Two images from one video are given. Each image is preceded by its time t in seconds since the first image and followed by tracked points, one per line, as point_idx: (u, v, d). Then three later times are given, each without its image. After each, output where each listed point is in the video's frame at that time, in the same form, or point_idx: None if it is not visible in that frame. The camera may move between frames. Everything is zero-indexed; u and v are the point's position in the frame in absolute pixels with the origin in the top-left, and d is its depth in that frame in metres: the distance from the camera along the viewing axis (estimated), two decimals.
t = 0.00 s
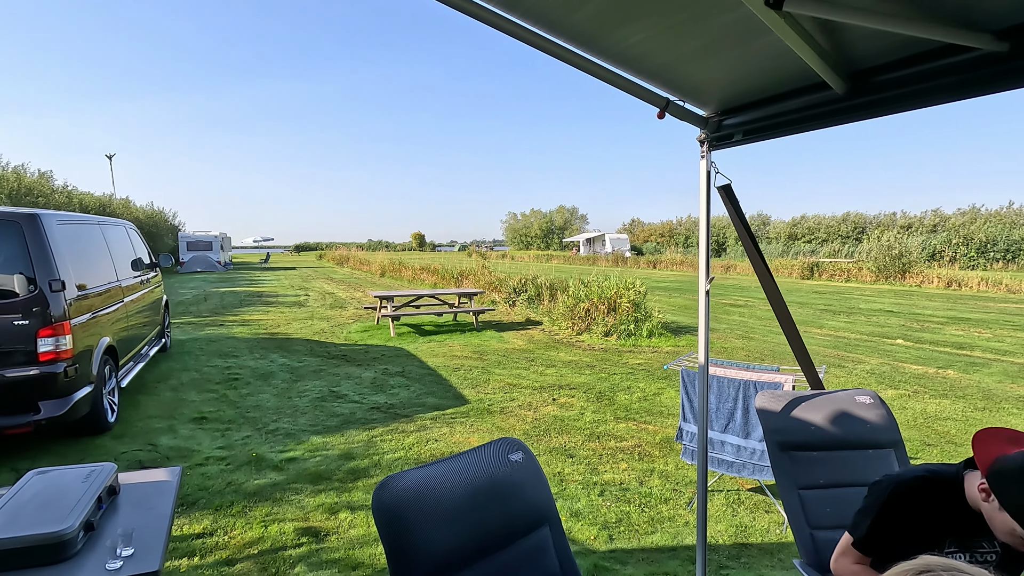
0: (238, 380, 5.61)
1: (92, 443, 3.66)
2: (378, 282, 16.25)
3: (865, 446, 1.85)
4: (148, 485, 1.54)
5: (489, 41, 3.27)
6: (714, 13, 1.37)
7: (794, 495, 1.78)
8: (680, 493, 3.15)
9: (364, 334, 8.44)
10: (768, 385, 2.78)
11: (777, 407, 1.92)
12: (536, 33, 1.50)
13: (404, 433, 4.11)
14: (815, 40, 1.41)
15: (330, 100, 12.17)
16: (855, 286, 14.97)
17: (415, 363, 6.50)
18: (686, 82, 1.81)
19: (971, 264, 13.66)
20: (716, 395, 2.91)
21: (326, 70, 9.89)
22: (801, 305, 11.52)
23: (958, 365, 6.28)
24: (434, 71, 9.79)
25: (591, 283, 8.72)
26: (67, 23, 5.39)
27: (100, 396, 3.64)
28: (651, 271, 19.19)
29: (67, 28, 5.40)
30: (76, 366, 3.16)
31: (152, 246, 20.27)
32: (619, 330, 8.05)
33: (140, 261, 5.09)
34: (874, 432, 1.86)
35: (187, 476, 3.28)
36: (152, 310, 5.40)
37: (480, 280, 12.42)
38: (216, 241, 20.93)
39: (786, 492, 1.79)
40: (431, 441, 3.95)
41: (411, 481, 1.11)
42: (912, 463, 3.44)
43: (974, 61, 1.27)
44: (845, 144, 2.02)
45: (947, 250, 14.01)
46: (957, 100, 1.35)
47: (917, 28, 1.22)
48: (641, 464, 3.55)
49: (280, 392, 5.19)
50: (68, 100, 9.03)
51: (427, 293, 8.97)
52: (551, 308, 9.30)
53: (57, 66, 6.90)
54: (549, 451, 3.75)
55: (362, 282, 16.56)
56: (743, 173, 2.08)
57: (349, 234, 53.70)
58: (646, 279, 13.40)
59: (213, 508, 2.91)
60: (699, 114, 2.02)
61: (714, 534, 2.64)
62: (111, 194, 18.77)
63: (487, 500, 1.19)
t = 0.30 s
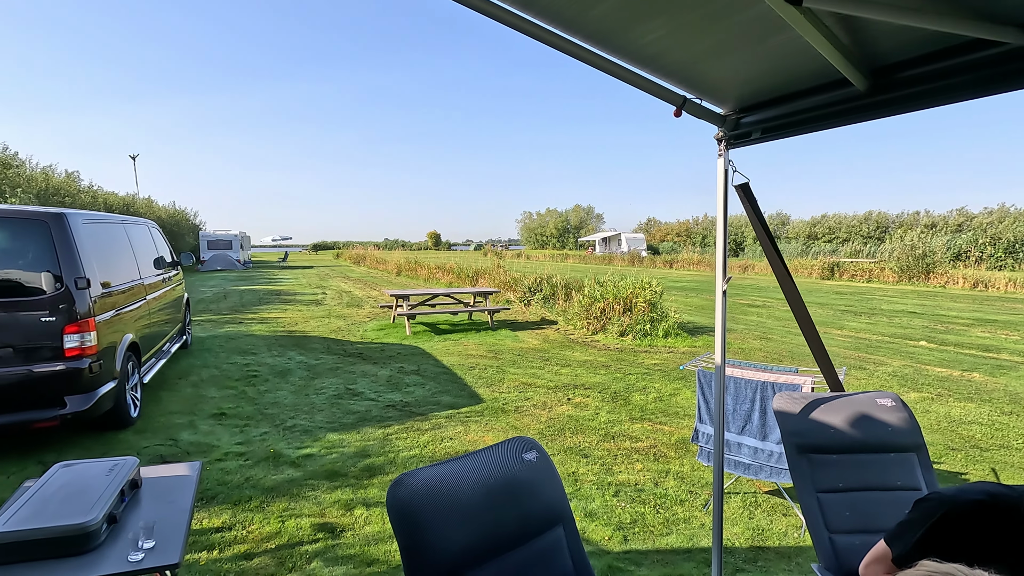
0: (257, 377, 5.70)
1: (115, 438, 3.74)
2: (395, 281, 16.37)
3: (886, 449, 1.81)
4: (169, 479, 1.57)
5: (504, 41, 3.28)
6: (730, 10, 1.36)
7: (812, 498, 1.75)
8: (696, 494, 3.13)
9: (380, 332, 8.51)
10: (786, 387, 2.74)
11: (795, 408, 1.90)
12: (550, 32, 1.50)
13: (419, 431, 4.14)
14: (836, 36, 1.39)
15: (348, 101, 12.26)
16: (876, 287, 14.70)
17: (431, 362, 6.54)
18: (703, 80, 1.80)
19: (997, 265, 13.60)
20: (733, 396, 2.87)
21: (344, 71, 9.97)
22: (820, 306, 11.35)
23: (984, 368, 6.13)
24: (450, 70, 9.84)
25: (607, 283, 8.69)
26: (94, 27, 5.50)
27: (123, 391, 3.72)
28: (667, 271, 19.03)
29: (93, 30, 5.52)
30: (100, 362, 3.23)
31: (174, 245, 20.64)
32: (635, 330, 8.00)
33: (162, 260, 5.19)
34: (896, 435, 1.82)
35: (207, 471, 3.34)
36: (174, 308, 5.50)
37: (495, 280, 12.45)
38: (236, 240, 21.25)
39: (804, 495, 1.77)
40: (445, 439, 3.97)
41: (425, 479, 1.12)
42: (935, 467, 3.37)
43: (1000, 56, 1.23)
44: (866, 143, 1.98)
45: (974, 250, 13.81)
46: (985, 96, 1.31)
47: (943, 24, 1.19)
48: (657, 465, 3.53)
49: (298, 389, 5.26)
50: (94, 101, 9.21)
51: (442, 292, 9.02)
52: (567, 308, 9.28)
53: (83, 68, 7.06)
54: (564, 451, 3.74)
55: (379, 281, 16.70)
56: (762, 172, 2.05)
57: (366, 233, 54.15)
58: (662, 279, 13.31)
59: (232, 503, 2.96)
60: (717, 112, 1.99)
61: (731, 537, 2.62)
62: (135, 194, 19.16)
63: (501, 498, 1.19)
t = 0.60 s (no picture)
0: (263, 375, 5.73)
1: (123, 435, 3.77)
2: (400, 280, 16.41)
3: (892, 450, 1.80)
4: (176, 477, 1.58)
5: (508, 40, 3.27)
6: (734, 9, 1.35)
7: (817, 499, 1.74)
8: (700, 495, 3.12)
9: (385, 331, 8.53)
10: (791, 387, 2.73)
11: (800, 409, 1.89)
12: (554, 31, 1.50)
13: (424, 430, 4.15)
14: (842, 34, 1.38)
15: (354, 100, 12.29)
16: (884, 287, 14.61)
17: (436, 361, 6.55)
18: (708, 79, 1.79)
19: (1007, 265, 13.58)
20: (738, 396, 2.86)
21: (349, 71, 10.00)
22: (827, 306, 11.30)
23: (992, 369, 6.08)
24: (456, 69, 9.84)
25: (612, 283, 8.68)
26: (102, 26, 5.54)
27: (131, 389, 3.75)
28: (673, 271, 18.96)
29: (102, 30, 5.56)
30: (108, 360, 3.26)
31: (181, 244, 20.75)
32: (640, 329, 7.99)
33: (169, 259, 5.22)
34: (903, 436, 1.81)
35: (213, 469, 3.36)
36: (181, 306, 5.54)
37: (500, 279, 12.45)
38: (242, 239, 21.34)
39: (809, 495, 1.76)
40: (450, 438, 3.97)
41: (429, 478, 1.12)
42: (943, 469, 3.34)
43: (1009, 54, 1.22)
44: (872, 142, 1.97)
45: (983, 250, 13.78)
46: (995, 94, 1.29)
47: (950, 23, 1.17)
48: (661, 465, 3.52)
49: (303, 388, 5.27)
50: (102, 101, 9.29)
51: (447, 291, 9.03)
52: (571, 308, 9.26)
53: (92, 68, 7.10)
54: (568, 451, 3.74)
55: (384, 280, 16.74)
56: (766, 170, 2.04)
57: (371, 233, 54.27)
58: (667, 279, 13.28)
59: (238, 500, 2.98)
60: (722, 111, 1.98)
61: (735, 538, 2.61)
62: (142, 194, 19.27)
63: (506, 498, 1.19)
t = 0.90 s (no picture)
0: (255, 375, 5.70)
1: (113, 436, 3.74)
2: (394, 280, 16.37)
3: (882, 448, 1.81)
4: (167, 478, 1.57)
5: (502, 40, 3.27)
6: (728, 8, 1.35)
7: (809, 497, 1.75)
8: (693, 494, 3.13)
9: (379, 331, 8.51)
10: (784, 386, 2.74)
11: (792, 408, 1.90)
12: (547, 30, 1.50)
13: (417, 430, 4.14)
14: (834, 35, 1.38)
15: (350, 100, 12.27)
16: (875, 287, 14.73)
17: (429, 361, 6.54)
18: (700, 79, 1.79)
19: (995, 265, 14.33)
20: (731, 395, 2.88)
21: (343, 70, 9.97)
22: (819, 305, 11.38)
23: (981, 368, 6.15)
24: (451, 69, 9.83)
25: (605, 282, 8.70)
26: (92, 25, 5.49)
27: (121, 389, 3.71)
28: (666, 271, 19.01)
29: (97, 29, 5.53)
30: (98, 361, 3.22)
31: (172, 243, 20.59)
32: (633, 329, 8.01)
33: (160, 258, 5.18)
34: (893, 435, 1.82)
35: (205, 469, 3.34)
36: (172, 306, 5.50)
37: (494, 278, 12.45)
38: (234, 239, 21.21)
39: (801, 494, 1.77)
40: (444, 438, 3.97)
41: (422, 478, 1.12)
42: (932, 467, 3.38)
43: (1000, 56, 1.22)
44: (862, 143, 1.99)
45: (971, 250, 14.41)
46: (985, 94, 1.30)
47: (941, 23, 1.18)
48: (654, 464, 3.53)
49: (296, 388, 5.25)
50: (92, 100, 9.20)
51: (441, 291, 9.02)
52: (565, 307, 9.28)
53: (85, 67, 7.05)
54: (562, 450, 3.74)
55: (378, 280, 16.69)
56: (759, 170, 2.05)
57: (365, 232, 54.11)
58: (661, 278, 13.32)
59: (230, 501, 2.95)
60: (715, 110, 1.99)
61: (728, 536, 2.62)
62: (133, 192, 19.12)
63: (500, 498, 1.19)
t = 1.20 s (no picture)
0: (236, 376, 5.61)
1: (89, 439, 3.65)
2: (377, 280, 16.26)
3: (861, 445, 1.84)
4: (146, 481, 1.54)
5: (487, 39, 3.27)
6: (709, 10, 1.37)
7: (790, 493, 1.78)
8: (677, 491, 3.16)
9: (362, 331, 8.44)
10: (766, 384, 2.78)
11: (773, 405, 1.92)
12: (532, 29, 1.50)
13: (401, 431, 4.11)
14: (815, 38, 1.40)
15: (335, 99, 12.19)
16: (853, 287, 14.99)
17: (413, 361, 6.51)
18: (684, 80, 1.81)
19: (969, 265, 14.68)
20: (714, 393, 2.91)
21: (325, 70, 9.87)
22: (799, 304, 11.57)
23: (955, 365, 6.30)
24: (436, 69, 9.80)
25: (589, 282, 8.74)
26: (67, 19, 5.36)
27: (98, 392, 3.63)
28: (650, 270, 19.15)
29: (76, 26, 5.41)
30: (73, 363, 3.15)
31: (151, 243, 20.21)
32: (617, 328, 8.06)
33: (137, 258, 5.08)
34: (871, 431, 1.85)
35: (185, 473, 3.28)
36: (151, 307, 5.40)
37: (479, 278, 12.43)
38: (214, 238, 20.91)
39: (783, 490, 1.79)
40: (428, 439, 3.95)
41: (407, 478, 1.11)
42: (908, 462, 3.45)
43: (973, 61, 1.25)
44: (840, 143, 2.02)
45: (945, 251, 14.34)
46: (958, 98, 1.33)
47: (918, 28, 1.21)
48: (639, 463, 3.55)
49: (278, 389, 5.19)
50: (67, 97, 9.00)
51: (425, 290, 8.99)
52: (550, 307, 9.30)
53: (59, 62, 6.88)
54: (547, 449, 3.75)
55: (362, 280, 16.56)
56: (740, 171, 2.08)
57: (348, 231, 53.69)
58: (644, 278, 13.43)
59: (210, 505, 2.91)
60: (697, 111, 2.01)
61: (711, 533, 2.65)
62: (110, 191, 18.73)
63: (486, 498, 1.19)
